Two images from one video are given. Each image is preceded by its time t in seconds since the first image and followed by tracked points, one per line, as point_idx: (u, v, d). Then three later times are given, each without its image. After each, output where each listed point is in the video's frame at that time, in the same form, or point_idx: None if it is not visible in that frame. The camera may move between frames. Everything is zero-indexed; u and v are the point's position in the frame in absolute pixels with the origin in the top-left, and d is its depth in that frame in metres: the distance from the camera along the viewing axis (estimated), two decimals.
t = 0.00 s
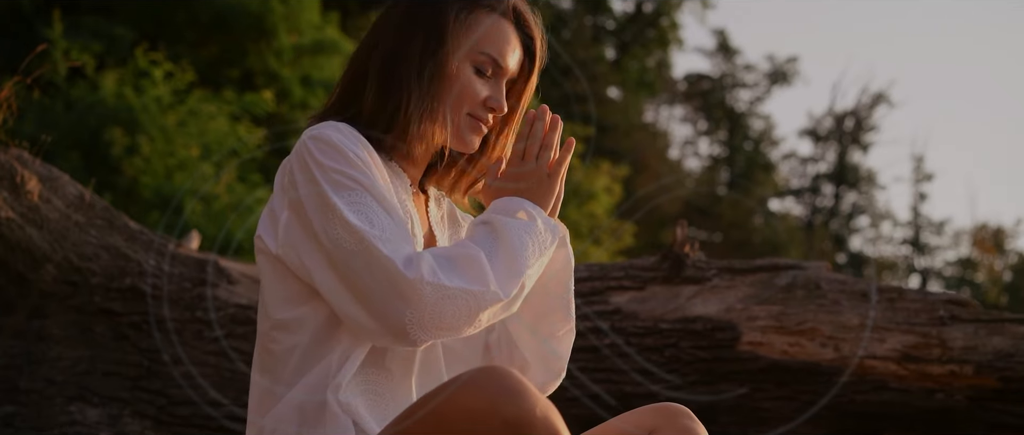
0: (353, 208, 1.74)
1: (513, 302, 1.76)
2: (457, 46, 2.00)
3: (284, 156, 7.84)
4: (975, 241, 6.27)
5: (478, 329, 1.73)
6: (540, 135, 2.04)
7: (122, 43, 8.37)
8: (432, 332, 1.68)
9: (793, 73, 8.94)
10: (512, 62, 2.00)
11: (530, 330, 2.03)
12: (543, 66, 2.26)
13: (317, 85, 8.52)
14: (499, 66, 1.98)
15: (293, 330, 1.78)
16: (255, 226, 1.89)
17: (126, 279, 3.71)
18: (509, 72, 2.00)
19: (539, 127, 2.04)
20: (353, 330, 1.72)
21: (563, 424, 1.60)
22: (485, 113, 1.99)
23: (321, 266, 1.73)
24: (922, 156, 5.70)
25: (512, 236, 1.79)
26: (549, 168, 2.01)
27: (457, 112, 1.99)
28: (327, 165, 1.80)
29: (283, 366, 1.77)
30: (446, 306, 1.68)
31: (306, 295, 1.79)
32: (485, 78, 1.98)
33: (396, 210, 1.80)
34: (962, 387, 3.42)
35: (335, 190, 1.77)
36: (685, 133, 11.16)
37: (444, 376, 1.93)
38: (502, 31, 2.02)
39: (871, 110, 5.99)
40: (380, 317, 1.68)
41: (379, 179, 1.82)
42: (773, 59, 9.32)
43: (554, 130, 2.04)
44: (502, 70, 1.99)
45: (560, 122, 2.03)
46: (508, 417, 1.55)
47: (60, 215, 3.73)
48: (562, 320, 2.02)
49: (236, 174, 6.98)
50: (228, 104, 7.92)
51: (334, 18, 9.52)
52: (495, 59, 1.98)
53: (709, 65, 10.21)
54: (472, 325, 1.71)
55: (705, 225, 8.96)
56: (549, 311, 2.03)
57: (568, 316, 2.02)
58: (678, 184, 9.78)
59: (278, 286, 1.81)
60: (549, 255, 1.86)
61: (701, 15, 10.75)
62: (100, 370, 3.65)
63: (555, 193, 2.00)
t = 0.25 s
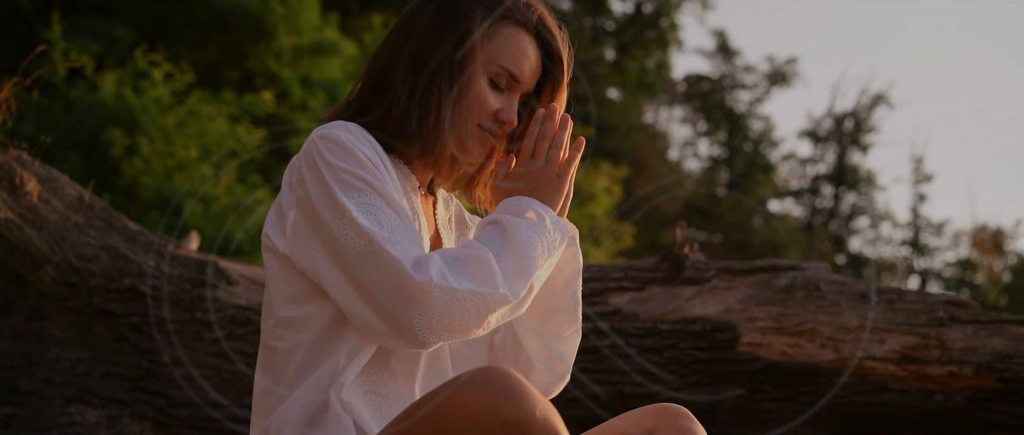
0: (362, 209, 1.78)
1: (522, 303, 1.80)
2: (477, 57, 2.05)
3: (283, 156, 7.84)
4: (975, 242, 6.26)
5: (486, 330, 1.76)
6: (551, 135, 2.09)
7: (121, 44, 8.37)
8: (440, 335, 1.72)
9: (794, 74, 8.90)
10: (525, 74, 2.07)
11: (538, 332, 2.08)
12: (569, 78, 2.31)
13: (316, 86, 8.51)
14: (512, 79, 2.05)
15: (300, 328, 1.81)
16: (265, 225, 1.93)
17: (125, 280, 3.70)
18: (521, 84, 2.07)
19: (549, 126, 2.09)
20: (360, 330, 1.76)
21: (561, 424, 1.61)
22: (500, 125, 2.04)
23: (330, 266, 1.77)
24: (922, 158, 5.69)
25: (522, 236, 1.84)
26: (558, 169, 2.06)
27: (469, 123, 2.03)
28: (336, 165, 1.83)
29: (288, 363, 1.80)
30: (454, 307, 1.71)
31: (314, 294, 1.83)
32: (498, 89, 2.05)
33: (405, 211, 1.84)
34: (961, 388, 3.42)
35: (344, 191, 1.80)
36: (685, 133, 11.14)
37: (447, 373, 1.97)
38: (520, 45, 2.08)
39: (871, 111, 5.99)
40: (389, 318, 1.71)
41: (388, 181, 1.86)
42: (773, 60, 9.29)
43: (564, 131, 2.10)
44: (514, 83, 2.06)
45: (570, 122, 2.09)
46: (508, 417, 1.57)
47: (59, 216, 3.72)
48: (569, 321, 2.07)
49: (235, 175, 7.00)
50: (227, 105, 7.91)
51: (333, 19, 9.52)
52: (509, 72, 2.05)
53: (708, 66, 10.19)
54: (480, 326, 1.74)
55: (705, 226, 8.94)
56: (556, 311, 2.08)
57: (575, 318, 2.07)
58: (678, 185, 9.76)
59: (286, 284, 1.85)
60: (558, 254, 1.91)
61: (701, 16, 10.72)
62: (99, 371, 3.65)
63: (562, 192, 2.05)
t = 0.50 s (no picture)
0: (372, 210, 1.77)
1: (531, 306, 1.81)
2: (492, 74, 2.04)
3: (282, 156, 7.84)
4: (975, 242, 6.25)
5: (494, 333, 1.76)
6: (561, 139, 2.11)
7: (121, 45, 8.37)
8: (448, 337, 1.72)
9: (794, 75, 8.88)
10: (541, 91, 2.07)
11: (544, 335, 2.09)
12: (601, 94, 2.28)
13: (315, 87, 8.50)
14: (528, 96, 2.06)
15: (306, 327, 1.81)
16: (271, 222, 1.92)
17: (125, 281, 3.69)
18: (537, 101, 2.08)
19: (559, 130, 2.11)
20: (367, 331, 1.76)
21: (561, 424, 1.61)
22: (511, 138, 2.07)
23: (338, 266, 1.77)
24: (922, 159, 5.68)
25: (531, 239, 1.84)
26: (570, 171, 2.09)
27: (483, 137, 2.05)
28: (346, 165, 1.82)
29: (292, 362, 1.80)
30: (463, 309, 1.71)
31: (319, 293, 1.83)
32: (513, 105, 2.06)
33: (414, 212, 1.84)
34: (961, 389, 3.41)
35: (353, 191, 1.80)
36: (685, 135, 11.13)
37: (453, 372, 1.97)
38: (539, 62, 2.06)
39: (871, 112, 5.98)
40: (397, 320, 1.71)
41: (398, 183, 1.85)
42: (773, 61, 9.27)
43: (574, 135, 2.12)
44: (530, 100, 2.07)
45: (580, 126, 2.11)
46: (508, 416, 1.56)
47: (58, 217, 3.71)
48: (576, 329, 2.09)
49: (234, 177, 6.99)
50: (226, 105, 7.90)
51: (332, 20, 9.51)
52: (525, 89, 2.05)
53: (708, 67, 10.17)
54: (488, 329, 1.74)
55: (705, 227, 8.92)
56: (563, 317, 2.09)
57: (582, 326, 2.09)
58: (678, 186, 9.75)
59: (291, 283, 1.85)
60: (568, 258, 1.91)
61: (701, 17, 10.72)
62: (99, 372, 3.65)
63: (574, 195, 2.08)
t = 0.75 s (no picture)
0: (377, 211, 1.77)
1: (533, 311, 1.81)
2: (499, 84, 1.98)
3: (282, 157, 7.85)
4: (975, 243, 6.27)
5: (498, 336, 1.76)
6: (569, 143, 2.04)
7: (120, 46, 8.38)
8: (450, 340, 1.72)
9: (793, 76, 8.88)
10: (549, 99, 2.03)
11: (547, 339, 2.08)
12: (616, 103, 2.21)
13: (314, 87, 8.51)
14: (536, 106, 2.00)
15: (309, 326, 1.82)
16: (276, 221, 1.92)
17: (124, 282, 3.69)
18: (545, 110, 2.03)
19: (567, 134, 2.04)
20: (371, 331, 1.76)
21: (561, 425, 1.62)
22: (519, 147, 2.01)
23: (343, 267, 1.77)
24: (921, 160, 5.69)
25: (536, 243, 1.84)
26: (577, 176, 2.03)
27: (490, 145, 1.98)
28: (353, 166, 1.82)
29: (295, 362, 1.80)
30: (466, 312, 1.71)
31: (323, 292, 1.83)
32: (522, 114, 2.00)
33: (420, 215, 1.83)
34: (961, 390, 3.42)
35: (359, 192, 1.80)
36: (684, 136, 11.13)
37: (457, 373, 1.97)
38: (550, 75, 2.01)
39: (871, 113, 5.99)
40: (400, 322, 1.71)
41: (404, 185, 1.85)
42: (773, 62, 9.27)
43: (582, 140, 2.05)
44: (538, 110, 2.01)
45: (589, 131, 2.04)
46: (508, 417, 1.57)
47: (58, 218, 3.71)
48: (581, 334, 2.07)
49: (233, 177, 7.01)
50: (226, 106, 7.91)
51: (332, 21, 9.52)
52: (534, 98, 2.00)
53: (707, 68, 10.18)
54: (492, 333, 1.74)
55: (704, 227, 8.93)
56: (567, 321, 2.07)
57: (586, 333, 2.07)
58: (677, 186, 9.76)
59: (295, 282, 1.85)
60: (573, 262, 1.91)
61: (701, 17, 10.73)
62: (98, 373, 3.65)
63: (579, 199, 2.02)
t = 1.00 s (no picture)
0: (380, 212, 1.77)
1: (535, 315, 1.81)
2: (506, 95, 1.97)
3: (282, 157, 7.85)
4: (975, 243, 6.28)
5: (498, 340, 1.76)
6: (573, 147, 2.03)
7: (120, 47, 8.38)
8: (450, 342, 1.72)
9: (793, 76, 8.90)
10: (555, 105, 2.01)
11: (549, 342, 2.07)
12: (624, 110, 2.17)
13: (314, 88, 8.51)
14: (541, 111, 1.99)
15: (310, 326, 1.82)
16: (280, 219, 1.92)
17: (124, 282, 3.69)
18: (552, 115, 2.01)
19: (573, 137, 2.02)
20: (371, 333, 1.76)
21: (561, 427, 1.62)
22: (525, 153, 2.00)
23: (345, 268, 1.77)
24: (921, 160, 5.69)
25: (538, 247, 1.84)
26: (581, 180, 2.04)
27: (495, 151, 1.98)
28: (356, 167, 1.82)
29: (295, 362, 1.80)
30: (468, 315, 1.71)
31: (325, 292, 1.83)
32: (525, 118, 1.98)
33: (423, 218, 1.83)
34: (961, 390, 3.41)
35: (362, 192, 1.79)
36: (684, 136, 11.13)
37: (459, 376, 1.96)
38: (556, 84, 2.00)
39: (870, 113, 6.02)
40: (401, 324, 1.72)
41: (407, 187, 1.84)
42: (772, 62, 9.27)
43: (587, 143, 2.03)
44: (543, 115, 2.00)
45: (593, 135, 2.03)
46: (508, 419, 1.57)
47: (58, 219, 3.71)
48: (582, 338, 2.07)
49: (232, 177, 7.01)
50: (226, 107, 7.91)
51: (331, 22, 9.53)
52: (538, 103, 1.98)
53: (707, 68, 10.19)
54: (493, 336, 1.74)
55: (704, 227, 8.92)
56: (569, 325, 2.07)
57: (588, 335, 2.07)
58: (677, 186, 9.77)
59: (298, 281, 1.85)
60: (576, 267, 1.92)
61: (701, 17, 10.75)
62: (98, 374, 3.65)
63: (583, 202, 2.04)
